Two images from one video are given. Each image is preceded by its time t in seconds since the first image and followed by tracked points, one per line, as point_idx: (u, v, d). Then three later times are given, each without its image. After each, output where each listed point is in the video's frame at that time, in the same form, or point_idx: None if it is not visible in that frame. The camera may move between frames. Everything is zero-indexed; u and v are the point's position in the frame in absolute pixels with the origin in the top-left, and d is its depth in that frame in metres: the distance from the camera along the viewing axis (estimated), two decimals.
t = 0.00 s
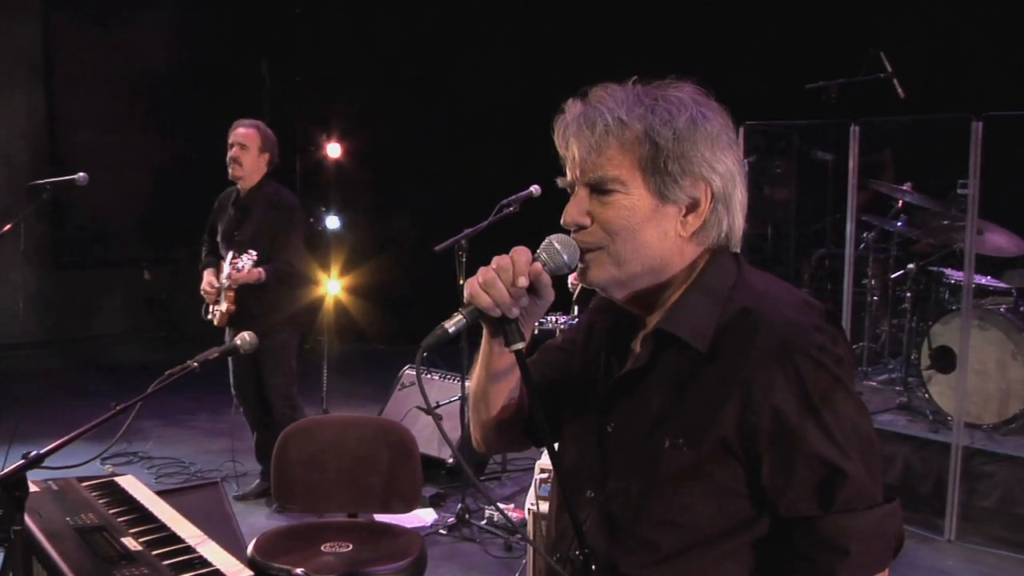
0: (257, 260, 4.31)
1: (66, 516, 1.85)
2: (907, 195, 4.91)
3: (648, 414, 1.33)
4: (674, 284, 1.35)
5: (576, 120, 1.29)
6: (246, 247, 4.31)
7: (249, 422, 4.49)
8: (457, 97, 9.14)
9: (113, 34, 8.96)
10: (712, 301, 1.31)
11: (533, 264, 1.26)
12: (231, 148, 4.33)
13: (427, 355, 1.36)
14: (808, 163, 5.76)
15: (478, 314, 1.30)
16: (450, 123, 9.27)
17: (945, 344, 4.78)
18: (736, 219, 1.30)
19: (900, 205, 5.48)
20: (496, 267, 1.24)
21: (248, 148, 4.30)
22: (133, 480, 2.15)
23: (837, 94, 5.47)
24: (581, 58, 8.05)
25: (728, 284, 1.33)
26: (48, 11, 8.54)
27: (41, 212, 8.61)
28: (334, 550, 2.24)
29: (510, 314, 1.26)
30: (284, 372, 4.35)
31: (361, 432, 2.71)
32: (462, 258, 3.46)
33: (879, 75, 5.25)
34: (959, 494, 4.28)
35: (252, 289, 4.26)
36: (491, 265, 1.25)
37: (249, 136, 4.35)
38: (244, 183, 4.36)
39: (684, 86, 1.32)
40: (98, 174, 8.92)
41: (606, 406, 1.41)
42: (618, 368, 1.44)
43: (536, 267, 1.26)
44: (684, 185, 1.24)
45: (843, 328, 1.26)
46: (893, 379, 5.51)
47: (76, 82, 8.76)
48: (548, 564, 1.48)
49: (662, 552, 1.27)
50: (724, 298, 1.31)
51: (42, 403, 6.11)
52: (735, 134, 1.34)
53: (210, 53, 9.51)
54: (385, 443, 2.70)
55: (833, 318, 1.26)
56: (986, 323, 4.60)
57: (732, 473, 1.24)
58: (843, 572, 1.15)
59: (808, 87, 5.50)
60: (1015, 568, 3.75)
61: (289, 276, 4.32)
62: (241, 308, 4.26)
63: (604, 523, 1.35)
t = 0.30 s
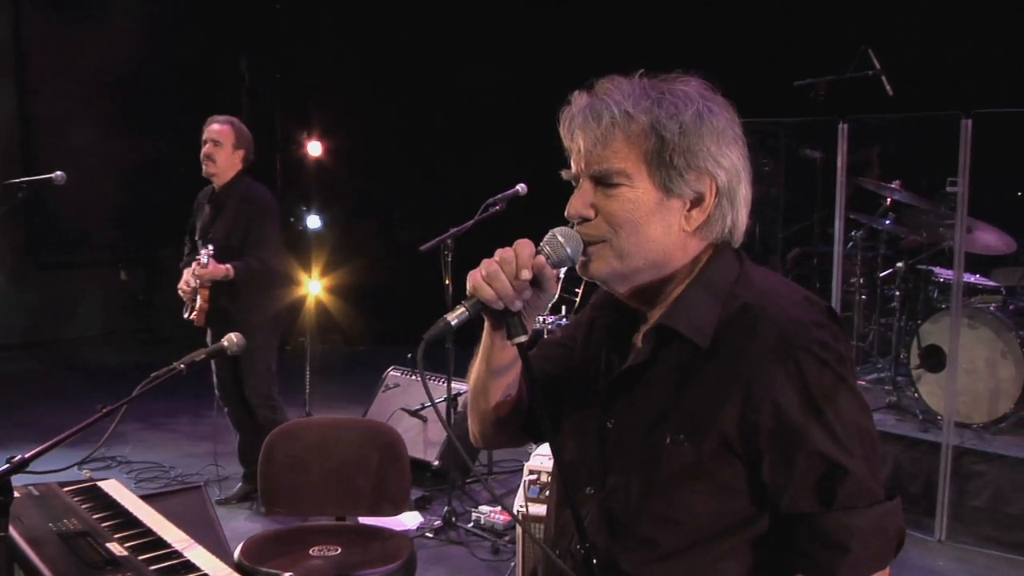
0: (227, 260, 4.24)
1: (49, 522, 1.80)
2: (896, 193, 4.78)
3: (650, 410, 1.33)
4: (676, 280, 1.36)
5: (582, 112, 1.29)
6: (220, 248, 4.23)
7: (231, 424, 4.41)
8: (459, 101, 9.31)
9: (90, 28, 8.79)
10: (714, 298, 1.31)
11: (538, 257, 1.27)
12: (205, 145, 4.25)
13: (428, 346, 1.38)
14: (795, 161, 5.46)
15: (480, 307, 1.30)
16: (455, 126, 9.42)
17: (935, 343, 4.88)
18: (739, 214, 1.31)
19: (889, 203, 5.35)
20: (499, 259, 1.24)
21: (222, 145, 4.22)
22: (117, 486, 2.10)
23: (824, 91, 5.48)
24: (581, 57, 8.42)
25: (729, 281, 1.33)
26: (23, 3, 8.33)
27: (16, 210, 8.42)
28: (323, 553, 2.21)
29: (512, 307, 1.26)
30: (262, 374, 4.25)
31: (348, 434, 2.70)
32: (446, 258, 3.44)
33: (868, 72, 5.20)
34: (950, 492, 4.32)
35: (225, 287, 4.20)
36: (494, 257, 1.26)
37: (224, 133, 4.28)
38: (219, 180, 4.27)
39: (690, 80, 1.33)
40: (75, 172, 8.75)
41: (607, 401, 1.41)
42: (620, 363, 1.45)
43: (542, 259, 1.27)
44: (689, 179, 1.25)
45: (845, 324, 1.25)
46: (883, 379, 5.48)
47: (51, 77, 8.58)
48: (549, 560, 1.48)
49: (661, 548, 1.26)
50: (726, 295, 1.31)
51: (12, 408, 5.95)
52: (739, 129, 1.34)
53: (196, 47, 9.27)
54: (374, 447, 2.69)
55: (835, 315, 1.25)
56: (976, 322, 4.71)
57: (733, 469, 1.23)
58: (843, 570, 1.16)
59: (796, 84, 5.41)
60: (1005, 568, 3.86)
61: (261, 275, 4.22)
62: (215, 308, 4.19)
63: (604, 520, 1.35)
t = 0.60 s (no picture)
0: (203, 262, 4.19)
1: (32, 529, 1.75)
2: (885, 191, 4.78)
3: (652, 411, 1.33)
4: (678, 285, 1.36)
5: (592, 113, 1.29)
6: (196, 249, 4.19)
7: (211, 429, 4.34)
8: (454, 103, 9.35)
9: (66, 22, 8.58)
10: (714, 301, 1.32)
11: (542, 261, 1.26)
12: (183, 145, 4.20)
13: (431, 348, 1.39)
14: (783, 160, 5.27)
15: (483, 310, 1.30)
16: (456, 127, 9.53)
17: (923, 342, 4.88)
18: (743, 221, 1.32)
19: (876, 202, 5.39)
20: (504, 262, 1.23)
21: (199, 146, 4.16)
22: (100, 490, 2.06)
23: (812, 88, 5.50)
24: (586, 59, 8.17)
25: (731, 285, 1.34)
26: None
27: None
28: (311, 557, 2.23)
29: (516, 312, 1.25)
30: (242, 378, 4.16)
31: (335, 436, 2.71)
32: (433, 259, 3.40)
33: (856, 70, 5.20)
34: (941, 493, 4.35)
35: (202, 289, 4.14)
36: (497, 260, 1.25)
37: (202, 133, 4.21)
38: (197, 182, 4.24)
39: (700, 85, 1.34)
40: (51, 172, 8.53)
41: (606, 402, 1.40)
42: (620, 365, 1.44)
43: (544, 264, 1.25)
44: (697, 186, 1.26)
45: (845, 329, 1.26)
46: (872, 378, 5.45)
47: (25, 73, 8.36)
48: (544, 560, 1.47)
49: (660, 549, 1.26)
50: (727, 299, 1.32)
51: None
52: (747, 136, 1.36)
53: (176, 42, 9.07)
54: (361, 448, 2.70)
55: (835, 320, 1.26)
56: (965, 321, 4.76)
57: (734, 473, 1.23)
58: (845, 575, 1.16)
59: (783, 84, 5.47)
60: (994, 568, 3.92)
61: (239, 276, 4.15)
62: (192, 310, 4.16)
63: (603, 521, 1.34)
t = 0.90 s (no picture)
0: (184, 260, 4.13)
1: (11, 537, 1.69)
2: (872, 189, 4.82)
3: (648, 407, 1.33)
4: (674, 283, 1.37)
5: (597, 109, 1.31)
6: (175, 249, 4.12)
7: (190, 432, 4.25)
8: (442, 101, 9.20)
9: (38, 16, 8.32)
10: (710, 297, 1.32)
11: (537, 259, 1.30)
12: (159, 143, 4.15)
13: (427, 345, 1.42)
14: (769, 159, 5.14)
15: (479, 308, 1.35)
16: (455, 127, 9.64)
17: (911, 342, 4.97)
18: (743, 222, 1.33)
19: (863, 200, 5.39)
20: (500, 260, 1.27)
21: (175, 143, 4.10)
22: (80, 497, 2.02)
23: (798, 86, 5.53)
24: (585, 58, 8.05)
25: (730, 284, 1.34)
26: None
27: None
28: (297, 564, 2.25)
29: (512, 309, 1.29)
30: (225, 382, 4.07)
31: (320, 440, 2.67)
32: (416, 259, 3.37)
33: (842, 67, 5.25)
34: (930, 494, 4.38)
35: (182, 290, 4.08)
36: (492, 258, 1.29)
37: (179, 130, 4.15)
38: (176, 179, 4.18)
39: (706, 86, 1.35)
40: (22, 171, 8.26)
41: (601, 397, 1.41)
42: (616, 360, 1.45)
43: (541, 264, 1.30)
44: (698, 186, 1.27)
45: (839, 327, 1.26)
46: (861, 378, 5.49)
47: None
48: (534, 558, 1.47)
49: (656, 543, 1.27)
50: (724, 297, 1.32)
51: None
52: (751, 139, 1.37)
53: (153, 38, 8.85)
54: (349, 452, 2.66)
55: (830, 318, 1.26)
56: (952, 320, 4.84)
57: (730, 470, 1.24)
58: (846, 570, 1.16)
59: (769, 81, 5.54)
60: (983, 568, 3.81)
61: (218, 275, 4.06)
62: (174, 312, 4.08)
63: (596, 517, 1.35)
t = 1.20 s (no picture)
0: (170, 262, 4.08)
1: None
2: (857, 187, 4.86)
3: (640, 403, 1.32)
4: (666, 280, 1.37)
5: (585, 105, 1.32)
6: (161, 250, 4.07)
7: (172, 436, 4.19)
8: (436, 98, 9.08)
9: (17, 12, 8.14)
10: (702, 294, 1.32)
11: (525, 253, 1.29)
12: (144, 145, 4.09)
13: (414, 341, 1.41)
14: (756, 157, 5.15)
15: (468, 303, 1.33)
16: (456, 127, 9.36)
17: (898, 341, 5.01)
18: (734, 219, 1.32)
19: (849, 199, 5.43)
20: (488, 255, 1.26)
21: (161, 144, 4.04)
22: (60, 503, 1.98)
23: (783, 84, 5.54)
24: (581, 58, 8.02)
25: (721, 281, 1.34)
26: None
27: None
28: (283, 569, 2.23)
29: (500, 305, 1.29)
30: (208, 385, 4.02)
31: (304, 443, 2.64)
32: (399, 259, 3.35)
33: (828, 65, 5.29)
34: (916, 495, 4.42)
35: (167, 291, 4.02)
36: (480, 253, 1.28)
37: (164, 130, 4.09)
38: (163, 180, 4.12)
39: (697, 82, 1.34)
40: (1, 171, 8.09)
41: (592, 395, 1.40)
42: (606, 359, 1.44)
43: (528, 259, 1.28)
44: (686, 182, 1.27)
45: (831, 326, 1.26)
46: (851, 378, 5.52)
47: None
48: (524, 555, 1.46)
49: (646, 543, 1.26)
50: (715, 294, 1.32)
51: None
52: (742, 135, 1.36)
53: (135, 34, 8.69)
54: (335, 454, 2.63)
55: (823, 316, 1.26)
56: (940, 319, 4.90)
57: (720, 469, 1.23)
58: (832, 570, 1.15)
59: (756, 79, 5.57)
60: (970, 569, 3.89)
61: (203, 275, 4.00)
62: (160, 313, 4.04)
63: (583, 514, 1.34)
